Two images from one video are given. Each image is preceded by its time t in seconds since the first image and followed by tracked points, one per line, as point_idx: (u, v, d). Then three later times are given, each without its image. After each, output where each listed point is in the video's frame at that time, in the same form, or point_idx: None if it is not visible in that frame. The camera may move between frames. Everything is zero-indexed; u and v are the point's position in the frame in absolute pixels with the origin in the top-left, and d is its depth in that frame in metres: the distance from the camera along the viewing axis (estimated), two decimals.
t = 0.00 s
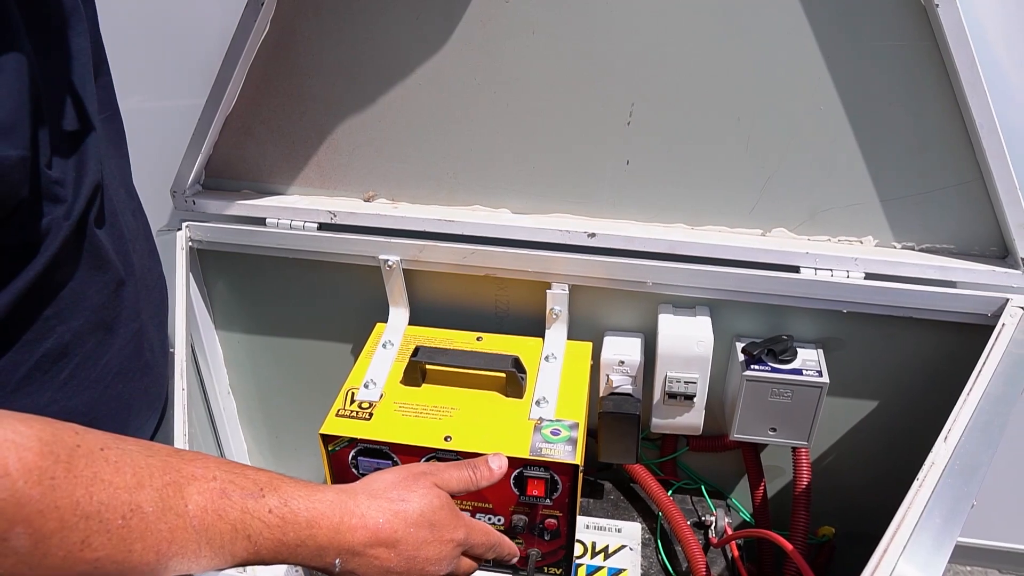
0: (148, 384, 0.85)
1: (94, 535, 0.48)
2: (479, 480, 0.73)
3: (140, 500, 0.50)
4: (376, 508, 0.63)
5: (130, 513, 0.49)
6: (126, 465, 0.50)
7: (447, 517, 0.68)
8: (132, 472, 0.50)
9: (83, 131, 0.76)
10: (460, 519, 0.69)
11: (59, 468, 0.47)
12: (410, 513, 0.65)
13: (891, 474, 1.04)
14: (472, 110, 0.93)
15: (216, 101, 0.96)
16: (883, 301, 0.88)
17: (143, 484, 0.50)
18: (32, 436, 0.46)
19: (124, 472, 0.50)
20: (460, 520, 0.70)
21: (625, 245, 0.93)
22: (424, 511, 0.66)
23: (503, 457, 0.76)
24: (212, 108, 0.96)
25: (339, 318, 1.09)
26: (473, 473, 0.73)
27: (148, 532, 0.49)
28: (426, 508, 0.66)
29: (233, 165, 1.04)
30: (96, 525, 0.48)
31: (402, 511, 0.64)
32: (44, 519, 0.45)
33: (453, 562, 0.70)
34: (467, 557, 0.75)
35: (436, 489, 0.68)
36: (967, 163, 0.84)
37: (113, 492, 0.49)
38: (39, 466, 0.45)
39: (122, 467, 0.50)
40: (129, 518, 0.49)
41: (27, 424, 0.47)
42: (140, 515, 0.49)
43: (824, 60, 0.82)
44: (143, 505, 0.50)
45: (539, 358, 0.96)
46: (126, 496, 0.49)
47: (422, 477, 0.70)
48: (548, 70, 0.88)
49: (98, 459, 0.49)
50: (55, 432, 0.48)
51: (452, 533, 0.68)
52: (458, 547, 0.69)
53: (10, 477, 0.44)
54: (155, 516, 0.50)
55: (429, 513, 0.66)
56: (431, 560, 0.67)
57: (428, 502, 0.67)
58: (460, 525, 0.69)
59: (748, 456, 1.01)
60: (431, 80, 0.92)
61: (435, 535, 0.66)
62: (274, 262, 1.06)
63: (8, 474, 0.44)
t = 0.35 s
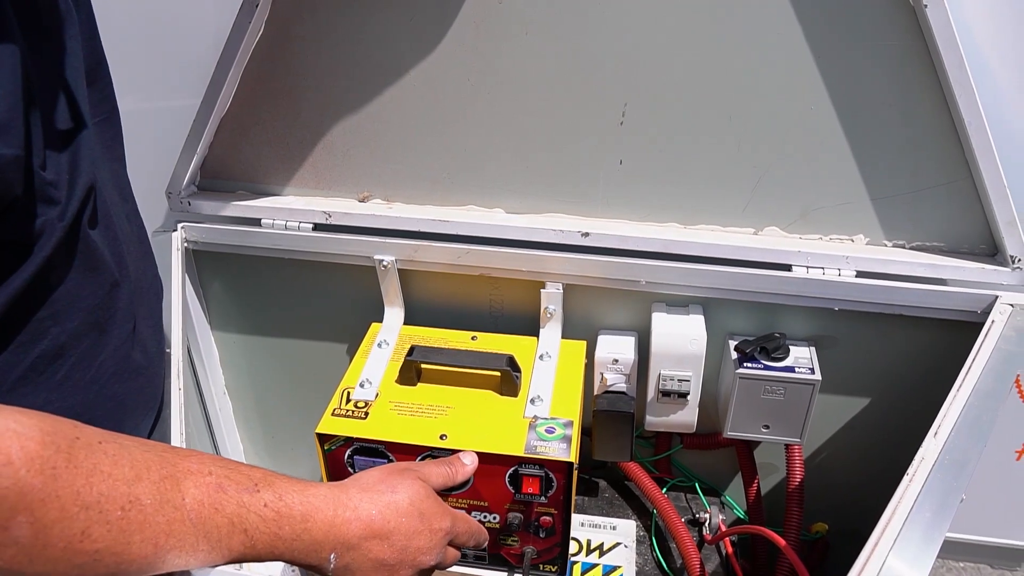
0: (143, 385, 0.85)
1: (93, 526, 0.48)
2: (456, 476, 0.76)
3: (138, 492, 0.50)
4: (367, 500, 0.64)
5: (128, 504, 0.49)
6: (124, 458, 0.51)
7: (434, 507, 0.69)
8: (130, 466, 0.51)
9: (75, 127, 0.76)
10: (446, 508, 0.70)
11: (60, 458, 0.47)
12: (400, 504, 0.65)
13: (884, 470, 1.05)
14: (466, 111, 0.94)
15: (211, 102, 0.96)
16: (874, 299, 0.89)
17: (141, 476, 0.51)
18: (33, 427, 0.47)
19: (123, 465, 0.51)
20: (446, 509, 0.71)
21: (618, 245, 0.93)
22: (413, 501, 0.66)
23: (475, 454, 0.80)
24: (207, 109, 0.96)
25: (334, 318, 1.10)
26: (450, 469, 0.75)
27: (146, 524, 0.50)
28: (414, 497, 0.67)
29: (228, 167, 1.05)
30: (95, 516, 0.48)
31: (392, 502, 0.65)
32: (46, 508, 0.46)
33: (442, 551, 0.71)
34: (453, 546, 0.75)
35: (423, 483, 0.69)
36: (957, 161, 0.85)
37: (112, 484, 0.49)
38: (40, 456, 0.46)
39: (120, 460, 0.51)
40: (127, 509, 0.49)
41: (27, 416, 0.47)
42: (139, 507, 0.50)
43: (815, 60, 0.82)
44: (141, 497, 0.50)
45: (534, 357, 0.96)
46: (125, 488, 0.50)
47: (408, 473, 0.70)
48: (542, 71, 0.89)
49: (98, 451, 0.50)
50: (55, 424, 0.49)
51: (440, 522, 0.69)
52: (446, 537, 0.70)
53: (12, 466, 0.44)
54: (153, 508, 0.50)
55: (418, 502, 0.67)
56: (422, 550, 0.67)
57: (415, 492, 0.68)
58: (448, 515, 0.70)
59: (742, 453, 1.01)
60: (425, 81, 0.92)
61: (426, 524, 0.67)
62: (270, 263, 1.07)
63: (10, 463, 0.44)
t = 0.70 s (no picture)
0: (144, 384, 0.85)
1: (98, 523, 0.49)
2: (453, 473, 0.76)
3: (142, 489, 0.51)
4: (367, 495, 0.64)
5: (133, 501, 0.50)
6: (127, 456, 0.51)
7: (435, 501, 0.69)
8: (134, 463, 0.51)
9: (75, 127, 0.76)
10: (447, 503, 0.71)
11: (64, 456, 0.48)
12: (400, 498, 0.66)
13: (880, 468, 1.05)
14: (465, 111, 0.94)
15: (212, 102, 0.97)
16: (870, 297, 0.89)
17: (145, 473, 0.51)
18: (37, 424, 0.47)
19: (126, 462, 0.51)
20: (446, 503, 0.71)
21: (616, 244, 0.94)
22: (414, 495, 0.67)
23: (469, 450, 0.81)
24: (206, 110, 0.97)
25: (333, 318, 1.10)
26: (448, 466, 0.76)
27: (150, 521, 0.50)
28: (414, 491, 0.67)
29: (227, 167, 1.05)
30: (100, 513, 0.49)
31: (392, 496, 0.65)
32: (51, 505, 0.47)
33: (445, 547, 0.71)
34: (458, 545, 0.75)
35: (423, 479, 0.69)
36: (952, 161, 0.85)
37: (116, 481, 0.50)
38: (46, 453, 0.47)
39: (124, 457, 0.51)
40: (132, 506, 0.50)
41: (31, 414, 0.48)
42: (143, 503, 0.50)
43: (812, 61, 0.83)
44: (145, 494, 0.51)
45: (533, 356, 0.97)
46: (128, 485, 0.50)
47: (406, 469, 0.71)
48: (541, 72, 0.90)
49: (102, 448, 0.50)
50: (59, 422, 0.49)
51: (441, 516, 0.69)
52: (448, 532, 0.71)
53: (18, 463, 0.45)
54: (156, 505, 0.51)
55: (418, 496, 0.67)
56: (423, 545, 0.68)
57: (415, 487, 0.68)
58: (448, 509, 0.71)
59: (740, 452, 1.02)
60: (424, 82, 0.93)
61: (427, 518, 0.67)
62: (269, 263, 1.07)
63: (16, 461, 0.45)
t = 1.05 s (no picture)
0: (148, 382, 0.86)
1: (104, 516, 0.49)
2: (463, 476, 0.78)
3: (147, 484, 0.51)
4: (370, 496, 0.64)
5: (138, 495, 0.51)
6: (133, 451, 0.52)
7: (438, 506, 0.69)
8: (139, 458, 0.52)
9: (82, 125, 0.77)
10: (450, 509, 0.70)
11: (71, 450, 0.48)
12: (403, 501, 0.66)
13: (876, 464, 1.06)
14: (463, 112, 0.95)
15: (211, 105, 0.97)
16: (866, 295, 0.90)
17: (150, 469, 0.52)
18: (45, 419, 0.48)
19: (132, 457, 0.52)
20: (451, 509, 0.71)
21: (614, 242, 0.95)
22: (417, 499, 0.67)
23: (481, 455, 0.83)
24: (206, 111, 0.98)
25: (333, 317, 1.11)
26: (457, 471, 0.78)
27: (154, 515, 0.51)
28: (418, 495, 0.67)
29: (227, 167, 1.06)
30: (106, 506, 0.49)
31: (395, 499, 0.66)
32: (57, 499, 0.47)
33: (446, 554, 0.71)
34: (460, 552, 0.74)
35: (429, 483, 0.70)
36: (945, 159, 0.86)
37: (122, 476, 0.51)
38: (53, 448, 0.47)
39: (129, 452, 0.52)
40: (137, 500, 0.51)
41: (40, 409, 0.49)
42: (147, 498, 0.51)
43: (806, 61, 0.84)
44: (150, 489, 0.51)
45: (531, 354, 0.98)
46: (134, 479, 0.51)
47: (413, 471, 0.71)
48: (538, 72, 0.90)
49: (108, 443, 0.51)
50: (66, 418, 0.50)
51: (444, 522, 0.69)
52: (450, 538, 0.70)
53: (26, 457, 0.45)
54: (161, 499, 0.52)
55: (420, 500, 0.67)
56: (423, 549, 0.67)
57: (420, 491, 0.68)
58: (452, 515, 0.70)
59: (737, 449, 1.02)
60: (423, 82, 0.94)
61: (428, 522, 0.67)
62: (269, 262, 1.08)
63: (24, 454, 0.45)
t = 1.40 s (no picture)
0: (150, 379, 0.86)
1: (110, 511, 0.50)
2: (452, 477, 0.80)
3: (151, 478, 0.52)
4: (371, 487, 0.65)
5: (142, 489, 0.51)
6: (137, 446, 0.53)
7: (438, 497, 0.69)
8: (143, 453, 0.53)
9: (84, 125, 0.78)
10: (450, 501, 0.70)
11: (77, 446, 0.49)
12: (404, 492, 0.66)
13: (873, 460, 1.06)
14: (461, 110, 0.95)
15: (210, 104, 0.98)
16: (862, 291, 0.90)
17: (154, 463, 0.53)
18: (51, 416, 0.49)
19: (136, 451, 0.52)
20: (450, 502, 0.71)
21: (611, 239, 0.95)
22: (418, 490, 0.67)
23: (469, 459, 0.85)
24: (205, 109, 0.98)
25: (332, 315, 1.11)
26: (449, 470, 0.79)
27: (158, 508, 0.52)
28: (419, 487, 0.67)
29: (226, 166, 1.06)
30: (111, 501, 0.50)
31: (396, 490, 0.66)
32: (64, 494, 0.48)
33: (446, 548, 0.71)
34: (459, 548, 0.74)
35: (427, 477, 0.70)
36: (941, 156, 0.87)
37: (127, 470, 0.51)
38: (59, 443, 0.48)
39: (133, 447, 0.53)
40: (142, 494, 0.51)
41: (45, 406, 0.49)
42: (152, 492, 0.52)
43: (802, 59, 0.84)
44: (154, 483, 0.52)
45: (529, 351, 0.98)
46: (138, 474, 0.52)
47: (412, 465, 0.72)
48: (536, 70, 0.91)
49: (113, 438, 0.52)
50: (71, 413, 0.51)
51: (445, 514, 0.69)
52: (450, 531, 0.70)
53: (33, 453, 0.46)
54: (165, 493, 0.52)
55: (422, 491, 0.67)
56: (424, 540, 0.67)
57: (421, 483, 0.68)
58: (452, 507, 0.71)
59: (734, 446, 1.03)
60: (421, 81, 0.94)
61: (429, 513, 0.68)
62: (268, 260, 1.08)
63: (31, 450, 0.46)
